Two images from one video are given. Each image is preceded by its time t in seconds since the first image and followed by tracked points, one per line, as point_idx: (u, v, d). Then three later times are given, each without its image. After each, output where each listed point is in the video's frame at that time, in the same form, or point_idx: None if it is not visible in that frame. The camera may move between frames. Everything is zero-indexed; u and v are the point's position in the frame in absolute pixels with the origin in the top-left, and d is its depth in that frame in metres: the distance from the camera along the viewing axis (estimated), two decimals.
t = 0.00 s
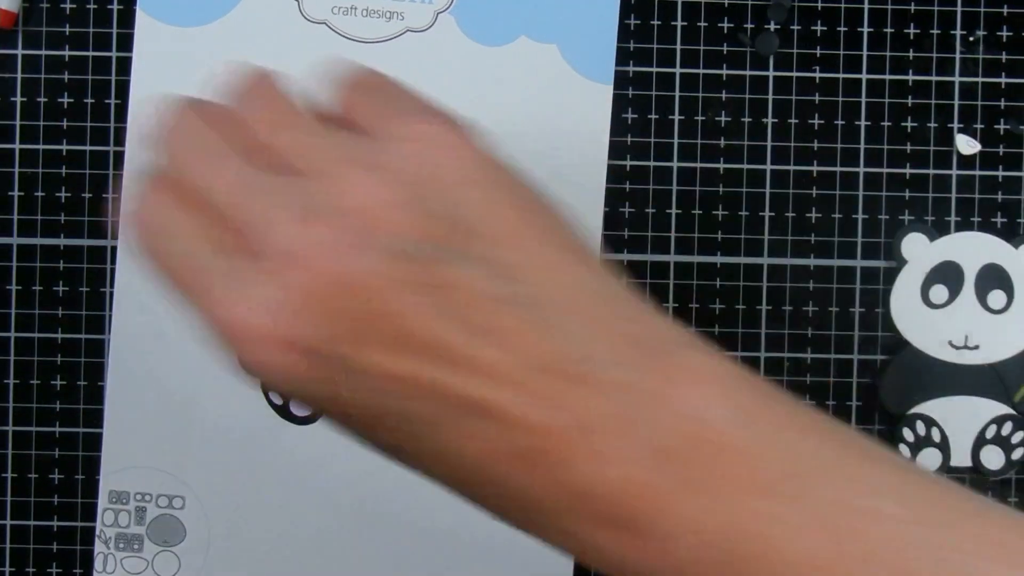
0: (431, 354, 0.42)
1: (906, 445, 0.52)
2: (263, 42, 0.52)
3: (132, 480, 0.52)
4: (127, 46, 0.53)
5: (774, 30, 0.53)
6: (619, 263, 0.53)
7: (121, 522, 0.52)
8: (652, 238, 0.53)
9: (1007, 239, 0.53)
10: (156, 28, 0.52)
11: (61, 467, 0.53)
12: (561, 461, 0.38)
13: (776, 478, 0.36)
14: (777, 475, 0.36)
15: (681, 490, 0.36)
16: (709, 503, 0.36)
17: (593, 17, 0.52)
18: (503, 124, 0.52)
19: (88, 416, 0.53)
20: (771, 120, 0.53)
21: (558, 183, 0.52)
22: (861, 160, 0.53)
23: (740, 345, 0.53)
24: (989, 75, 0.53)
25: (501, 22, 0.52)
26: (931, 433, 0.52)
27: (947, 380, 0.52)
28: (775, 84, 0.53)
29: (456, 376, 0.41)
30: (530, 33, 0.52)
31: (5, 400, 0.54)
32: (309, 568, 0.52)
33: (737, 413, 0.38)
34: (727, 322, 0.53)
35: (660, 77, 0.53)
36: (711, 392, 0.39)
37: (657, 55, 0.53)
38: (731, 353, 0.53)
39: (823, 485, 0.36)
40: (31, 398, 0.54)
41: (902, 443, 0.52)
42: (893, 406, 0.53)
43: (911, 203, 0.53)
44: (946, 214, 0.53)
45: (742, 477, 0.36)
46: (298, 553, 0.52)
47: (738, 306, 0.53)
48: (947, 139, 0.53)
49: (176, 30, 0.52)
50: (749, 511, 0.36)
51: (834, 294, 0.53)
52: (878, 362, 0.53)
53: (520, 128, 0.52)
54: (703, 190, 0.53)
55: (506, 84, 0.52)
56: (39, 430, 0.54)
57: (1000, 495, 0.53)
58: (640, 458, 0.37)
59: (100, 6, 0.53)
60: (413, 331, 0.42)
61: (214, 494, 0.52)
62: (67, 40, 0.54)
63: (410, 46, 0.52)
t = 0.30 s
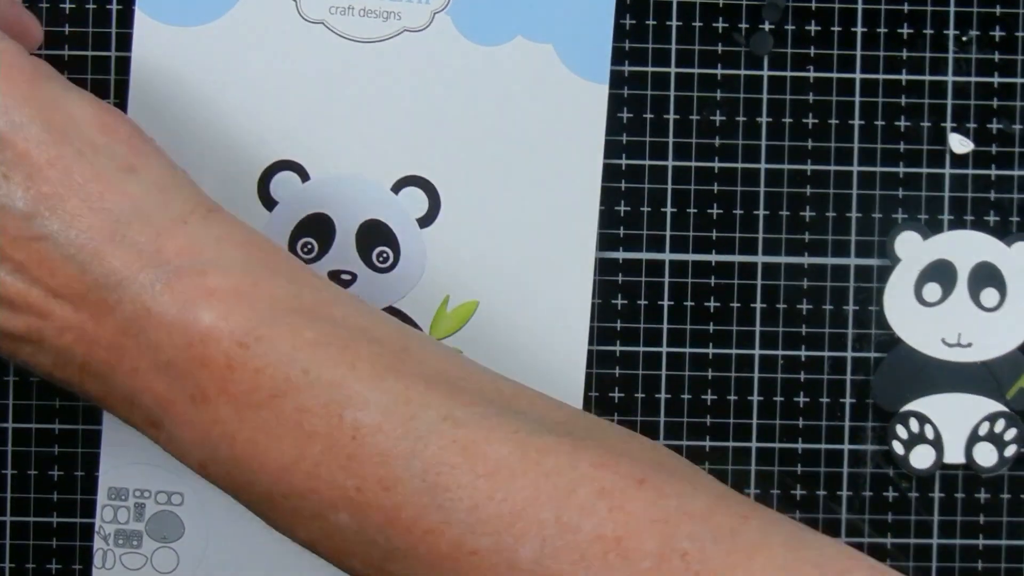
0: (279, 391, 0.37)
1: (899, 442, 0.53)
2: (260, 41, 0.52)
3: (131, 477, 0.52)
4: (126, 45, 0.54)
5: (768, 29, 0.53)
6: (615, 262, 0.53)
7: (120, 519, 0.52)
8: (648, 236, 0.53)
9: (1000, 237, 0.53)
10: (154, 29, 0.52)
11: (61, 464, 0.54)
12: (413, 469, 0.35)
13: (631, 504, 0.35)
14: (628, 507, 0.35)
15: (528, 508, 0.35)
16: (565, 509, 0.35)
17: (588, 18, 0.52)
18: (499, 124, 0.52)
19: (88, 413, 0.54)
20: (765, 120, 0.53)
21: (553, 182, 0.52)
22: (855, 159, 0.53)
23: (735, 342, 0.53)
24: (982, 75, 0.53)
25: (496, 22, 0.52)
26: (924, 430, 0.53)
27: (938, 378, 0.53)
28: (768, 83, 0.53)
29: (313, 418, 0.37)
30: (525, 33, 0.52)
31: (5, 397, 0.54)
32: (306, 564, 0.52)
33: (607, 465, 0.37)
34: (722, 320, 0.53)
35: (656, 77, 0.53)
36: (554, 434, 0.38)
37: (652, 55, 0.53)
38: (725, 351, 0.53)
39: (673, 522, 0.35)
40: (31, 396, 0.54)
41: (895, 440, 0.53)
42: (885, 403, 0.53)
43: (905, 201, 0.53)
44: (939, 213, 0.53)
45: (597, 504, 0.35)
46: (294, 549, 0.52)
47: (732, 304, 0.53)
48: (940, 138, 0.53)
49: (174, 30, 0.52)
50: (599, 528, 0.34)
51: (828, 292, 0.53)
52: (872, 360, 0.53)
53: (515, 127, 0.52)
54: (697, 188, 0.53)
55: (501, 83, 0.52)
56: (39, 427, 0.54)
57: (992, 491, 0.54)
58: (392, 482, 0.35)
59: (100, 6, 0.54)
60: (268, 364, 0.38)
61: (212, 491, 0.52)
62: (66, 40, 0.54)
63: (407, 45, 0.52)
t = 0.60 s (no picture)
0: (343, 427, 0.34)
1: (898, 441, 0.53)
2: (259, 41, 0.52)
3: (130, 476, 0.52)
4: (126, 45, 0.54)
5: (767, 30, 0.54)
6: (614, 261, 0.53)
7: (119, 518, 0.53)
8: (647, 236, 0.53)
9: (998, 237, 0.53)
10: (154, 29, 0.52)
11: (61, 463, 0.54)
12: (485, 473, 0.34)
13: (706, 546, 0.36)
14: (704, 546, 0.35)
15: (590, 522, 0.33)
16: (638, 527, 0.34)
17: (587, 18, 0.53)
18: (498, 124, 0.52)
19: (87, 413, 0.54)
20: (764, 120, 0.53)
21: (552, 182, 0.52)
22: (853, 159, 0.53)
23: (733, 342, 0.53)
24: (981, 75, 0.54)
25: (496, 22, 0.52)
26: (923, 429, 0.53)
27: (937, 377, 0.53)
28: (767, 83, 0.53)
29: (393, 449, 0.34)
30: (525, 33, 0.52)
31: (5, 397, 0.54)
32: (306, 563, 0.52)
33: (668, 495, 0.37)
34: (720, 319, 0.53)
35: (655, 77, 0.53)
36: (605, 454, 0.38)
37: (651, 55, 0.54)
38: (724, 350, 0.53)
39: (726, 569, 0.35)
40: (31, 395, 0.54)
41: (894, 439, 0.53)
42: (884, 403, 0.53)
43: (903, 201, 0.53)
44: (938, 212, 0.53)
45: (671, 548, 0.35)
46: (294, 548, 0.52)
47: (731, 303, 0.53)
48: (939, 138, 0.53)
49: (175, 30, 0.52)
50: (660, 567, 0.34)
51: (827, 291, 0.53)
52: (870, 359, 0.53)
53: (515, 127, 0.52)
54: (697, 187, 0.53)
55: (501, 83, 0.52)
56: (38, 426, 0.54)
57: (991, 490, 0.54)
58: (594, 549, 0.33)
59: (99, 6, 0.54)
60: (309, 406, 0.33)
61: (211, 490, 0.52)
62: (67, 40, 0.54)
63: (406, 45, 0.53)
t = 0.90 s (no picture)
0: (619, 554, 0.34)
1: (898, 441, 0.53)
2: (259, 41, 0.52)
3: (129, 477, 0.52)
4: (126, 45, 0.54)
5: (768, 29, 0.53)
6: (614, 261, 0.53)
7: (119, 518, 0.53)
8: (647, 236, 0.53)
9: (999, 237, 0.53)
10: (154, 29, 0.52)
11: (61, 463, 0.54)
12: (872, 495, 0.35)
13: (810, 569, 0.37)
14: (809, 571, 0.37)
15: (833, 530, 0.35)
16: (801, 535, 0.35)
17: (587, 18, 0.52)
18: (498, 124, 0.52)
19: (87, 412, 0.54)
20: (764, 120, 0.53)
21: (552, 181, 0.52)
22: (853, 159, 0.53)
23: (733, 342, 0.53)
24: (981, 75, 0.53)
25: (496, 22, 0.52)
26: (923, 429, 0.53)
27: (937, 377, 0.53)
28: (767, 83, 0.53)
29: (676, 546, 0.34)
30: (525, 33, 0.52)
31: (4, 397, 0.54)
32: (305, 564, 0.52)
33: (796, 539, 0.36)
34: (720, 319, 0.53)
35: (655, 77, 0.53)
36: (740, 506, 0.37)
37: (652, 55, 0.54)
38: (724, 350, 0.53)
39: None
40: (31, 395, 0.54)
41: (894, 439, 0.53)
42: (884, 403, 0.53)
43: (903, 201, 0.53)
44: (938, 213, 0.53)
45: None
46: (294, 549, 0.52)
47: (731, 303, 0.53)
48: (939, 137, 0.53)
49: (176, 31, 0.52)
50: None
51: (827, 291, 0.53)
52: (871, 360, 0.53)
53: (515, 127, 0.52)
54: (697, 187, 0.53)
55: (501, 83, 0.52)
56: (38, 426, 0.54)
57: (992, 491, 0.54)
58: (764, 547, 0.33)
59: (99, 6, 0.54)
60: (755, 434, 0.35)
61: (211, 490, 0.52)
62: (66, 40, 0.54)
63: (406, 45, 0.53)
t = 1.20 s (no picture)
0: None
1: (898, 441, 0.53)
2: (259, 41, 0.52)
3: (130, 477, 0.52)
4: (126, 46, 0.54)
5: (767, 29, 0.54)
6: (614, 261, 0.53)
7: (119, 518, 0.53)
8: (646, 236, 0.53)
9: (999, 237, 0.53)
10: (153, 28, 0.52)
11: (61, 463, 0.54)
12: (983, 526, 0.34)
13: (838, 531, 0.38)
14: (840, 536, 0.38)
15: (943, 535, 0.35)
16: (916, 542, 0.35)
17: (588, 18, 0.52)
18: (498, 124, 0.52)
19: (87, 412, 0.54)
20: (764, 119, 0.53)
21: (552, 181, 0.52)
22: (853, 159, 0.53)
23: (733, 342, 0.53)
24: (980, 75, 0.53)
25: (496, 22, 0.52)
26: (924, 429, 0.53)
27: (937, 377, 0.53)
28: (768, 83, 0.53)
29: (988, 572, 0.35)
30: (525, 33, 0.52)
31: (5, 397, 0.54)
32: (306, 563, 0.52)
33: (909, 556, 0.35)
34: (720, 319, 0.53)
35: (655, 77, 0.53)
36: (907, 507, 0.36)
37: (652, 55, 0.54)
38: (724, 350, 0.53)
39: (820, 507, 0.39)
40: (30, 394, 0.54)
41: (894, 439, 0.53)
42: (884, 403, 0.53)
43: (903, 201, 0.53)
44: (938, 213, 0.53)
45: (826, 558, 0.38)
46: (295, 549, 0.52)
47: (731, 303, 0.53)
48: (939, 137, 0.53)
49: (178, 32, 0.52)
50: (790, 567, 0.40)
51: (827, 291, 0.53)
52: (870, 360, 0.53)
53: (515, 127, 0.52)
54: (697, 187, 0.53)
55: (501, 83, 0.52)
56: (38, 426, 0.54)
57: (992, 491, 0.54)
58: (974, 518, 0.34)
59: (99, 6, 0.54)
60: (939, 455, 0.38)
61: (211, 490, 0.52)
62: (66, 40, 0.54)
63: (406, 45, 0.53)
